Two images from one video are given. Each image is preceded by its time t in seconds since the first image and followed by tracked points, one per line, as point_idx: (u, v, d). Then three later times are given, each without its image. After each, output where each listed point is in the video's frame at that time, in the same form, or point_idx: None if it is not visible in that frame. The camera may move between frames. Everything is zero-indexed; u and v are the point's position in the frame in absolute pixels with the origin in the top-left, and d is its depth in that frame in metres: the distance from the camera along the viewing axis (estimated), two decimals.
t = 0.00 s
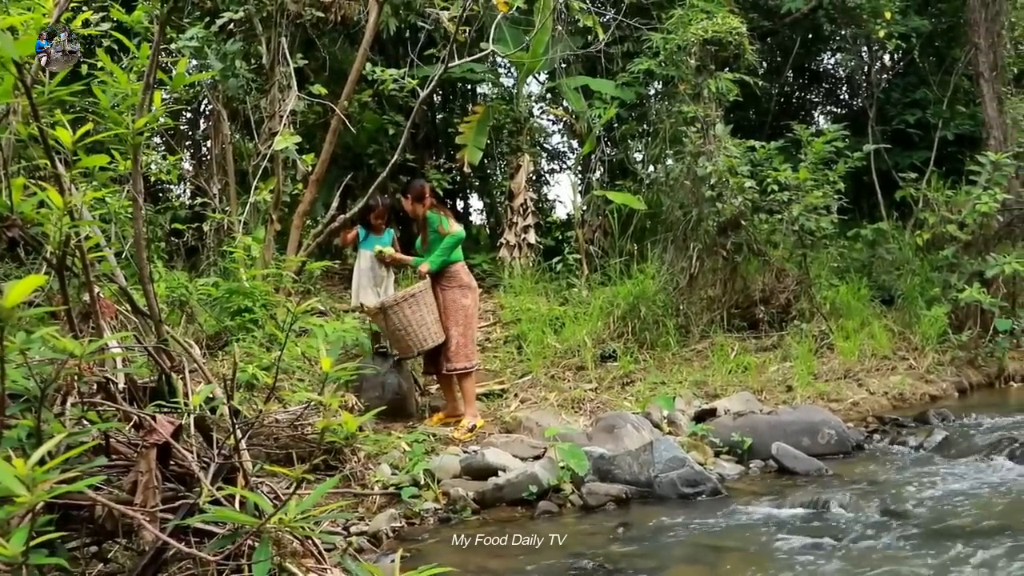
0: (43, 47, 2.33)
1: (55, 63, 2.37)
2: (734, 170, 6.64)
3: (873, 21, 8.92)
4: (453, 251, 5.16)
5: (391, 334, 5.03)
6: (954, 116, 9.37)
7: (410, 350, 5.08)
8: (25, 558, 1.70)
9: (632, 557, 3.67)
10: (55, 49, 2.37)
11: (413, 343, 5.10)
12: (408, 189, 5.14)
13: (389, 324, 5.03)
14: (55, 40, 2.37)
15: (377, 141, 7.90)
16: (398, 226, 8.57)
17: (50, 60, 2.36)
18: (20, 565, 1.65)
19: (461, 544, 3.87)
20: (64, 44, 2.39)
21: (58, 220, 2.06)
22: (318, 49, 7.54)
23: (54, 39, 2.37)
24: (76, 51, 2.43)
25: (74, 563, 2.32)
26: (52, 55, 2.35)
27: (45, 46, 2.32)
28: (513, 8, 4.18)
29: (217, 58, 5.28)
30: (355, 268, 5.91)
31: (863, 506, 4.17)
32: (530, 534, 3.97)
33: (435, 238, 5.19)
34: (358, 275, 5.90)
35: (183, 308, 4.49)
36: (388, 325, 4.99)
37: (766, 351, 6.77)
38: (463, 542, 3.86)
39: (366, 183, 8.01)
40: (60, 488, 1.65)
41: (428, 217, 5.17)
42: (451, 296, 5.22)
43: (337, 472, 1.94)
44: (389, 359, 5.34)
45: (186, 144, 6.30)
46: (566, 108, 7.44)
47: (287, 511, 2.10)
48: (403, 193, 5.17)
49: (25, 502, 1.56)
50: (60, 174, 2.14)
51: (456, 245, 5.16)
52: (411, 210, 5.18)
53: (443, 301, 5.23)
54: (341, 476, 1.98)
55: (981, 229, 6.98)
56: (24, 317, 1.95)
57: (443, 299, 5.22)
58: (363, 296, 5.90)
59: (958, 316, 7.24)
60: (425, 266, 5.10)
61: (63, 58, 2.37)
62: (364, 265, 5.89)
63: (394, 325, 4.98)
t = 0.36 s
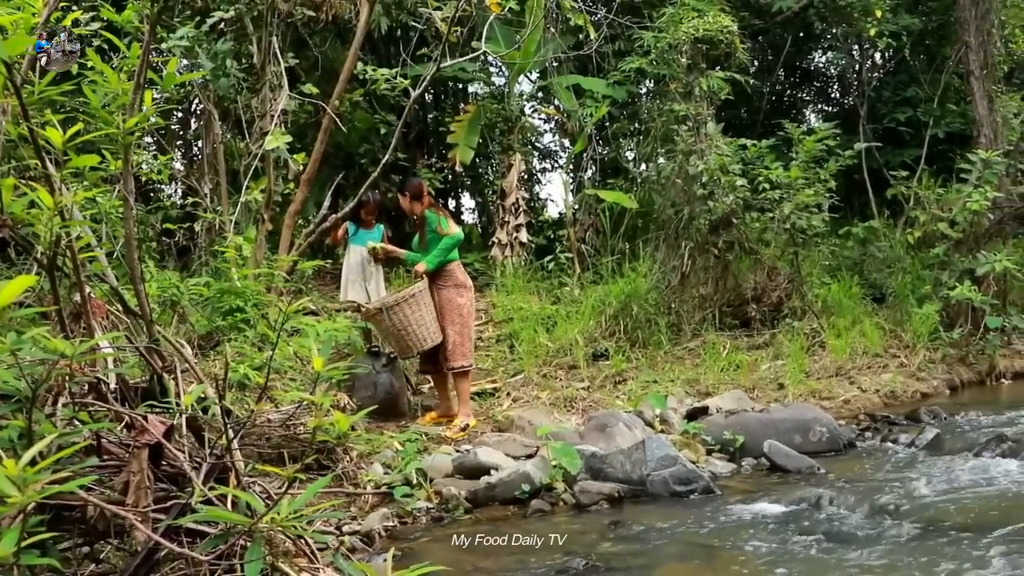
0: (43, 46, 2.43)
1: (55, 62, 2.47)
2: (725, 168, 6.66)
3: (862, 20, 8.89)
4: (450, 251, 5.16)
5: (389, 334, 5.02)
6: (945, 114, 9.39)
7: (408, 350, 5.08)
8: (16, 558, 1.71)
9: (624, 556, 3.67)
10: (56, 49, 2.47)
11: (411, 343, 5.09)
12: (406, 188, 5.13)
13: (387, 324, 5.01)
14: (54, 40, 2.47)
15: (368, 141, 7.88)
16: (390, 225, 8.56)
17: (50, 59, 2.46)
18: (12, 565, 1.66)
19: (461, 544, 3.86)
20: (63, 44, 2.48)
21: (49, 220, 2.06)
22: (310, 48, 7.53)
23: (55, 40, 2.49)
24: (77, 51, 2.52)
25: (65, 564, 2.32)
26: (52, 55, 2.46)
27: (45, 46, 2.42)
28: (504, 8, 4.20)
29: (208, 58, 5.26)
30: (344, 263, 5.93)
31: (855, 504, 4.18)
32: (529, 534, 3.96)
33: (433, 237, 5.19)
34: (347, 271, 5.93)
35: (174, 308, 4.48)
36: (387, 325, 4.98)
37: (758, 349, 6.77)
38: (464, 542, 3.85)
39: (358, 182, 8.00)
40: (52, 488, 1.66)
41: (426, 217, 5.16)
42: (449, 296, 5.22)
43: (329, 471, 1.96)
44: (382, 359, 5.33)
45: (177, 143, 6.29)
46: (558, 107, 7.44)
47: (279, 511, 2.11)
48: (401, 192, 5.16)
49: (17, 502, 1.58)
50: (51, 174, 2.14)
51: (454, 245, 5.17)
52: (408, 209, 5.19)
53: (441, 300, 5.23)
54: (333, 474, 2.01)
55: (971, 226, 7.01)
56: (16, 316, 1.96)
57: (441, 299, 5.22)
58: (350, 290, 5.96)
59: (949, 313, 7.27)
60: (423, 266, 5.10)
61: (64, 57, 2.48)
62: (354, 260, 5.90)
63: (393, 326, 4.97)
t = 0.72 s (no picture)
0: (41, 46, 2.41)
1: (54, 62, 2.44)
2: (720, 168, 6.67)
3: (856, 19, 9.04)
4: (447, 252, 5.18)
5: (384, 333, 5.00)
6: (939, 114, 9.41)
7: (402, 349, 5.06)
8: (10, 560, 1.71)
9: (619, 556, 3.67)
10: (55, 49, 2.43)
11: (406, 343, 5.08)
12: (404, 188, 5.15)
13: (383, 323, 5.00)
14: (55, 40, 2.44)
15: (363, 141, 7.87)
16: (386, 225, 8.55)
17: (50, 59, 2.43)
18: (5, 568, 1.66)
19: (461, 544, 3.87)
20: (63, 44, 2.45)
21: (43, 221, 2.05)
22: (304, 49, 7.52)
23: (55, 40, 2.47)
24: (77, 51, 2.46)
25: (61, 566, 2.32)
26: (52, 55, 2.43)
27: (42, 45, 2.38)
28: (497, 7, 4.21)
29: (203, 59, 5.24)
30: (339, 261, 5.87)
31: (849, 503, 4.19)
32: (529, 534, 3.97)
33: (430, 238, 5.21)
34: (342, 270, 5.87)
35: (169, 309, 4.47)
36: (383, 324, 4.97)
37: (753, 349, 6.79)
38: (463, 542, 3.86)
39: (354, 183, 8.00)
40: (46, 491, 1.65)
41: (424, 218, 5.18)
42: (445, 297, 5.22)
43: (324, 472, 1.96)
44: (377, 359, 5.32)
45: (172, 144, 6.28)
46: (553, 107, 7.45)
47: (274, 512, 2.11)
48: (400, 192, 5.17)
49: (11, 504, 1.57)
50: (44, 176, 2.14)
51: (451, 246, 5.18)
52: (407, 209, 5.21)
53: (437, 301, 5.23)
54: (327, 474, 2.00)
55: (966, 226, 7.03)
56: (11, 317, 1.96)
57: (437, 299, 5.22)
58: (343, 290, 5.89)
59: (944, 313, 7.29)
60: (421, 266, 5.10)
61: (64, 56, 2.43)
62: (348, 258, 5.85)
63: (388, 325, 4.96)
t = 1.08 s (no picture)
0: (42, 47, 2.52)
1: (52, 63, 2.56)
2: (717, 169, 6.67)
3: (855, 21, 8.92)
4: (445, 253, 5.18)
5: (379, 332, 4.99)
6: (935, 115, 9.46)
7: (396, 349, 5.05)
8: (7, 561, 1.71)
9: (616, 556, 3.68)
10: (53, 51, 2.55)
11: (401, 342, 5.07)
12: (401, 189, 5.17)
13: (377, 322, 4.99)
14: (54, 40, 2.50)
15: (361, 142, 7.87)
16: (383, 226, 8.54)
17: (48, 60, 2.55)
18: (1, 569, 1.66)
19: (461, 543, 3.88)
20: (60, 46, 2.58)
21: (39, 222, 2.05)
22: (301, 49, 7.52)
23: (52, 40, 2.58)
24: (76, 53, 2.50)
25: (58, 566, 2.33)
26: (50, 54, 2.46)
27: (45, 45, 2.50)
28: (495, 8, 4.22)
29: (199, 59, 5.24)
30: (340, 264, 5.89)
31: (846, 503, 4.20)
32: (529, 533, 3.98)
33: (427, 239, 5.22)
34: (344, 272, 5.88)
35: (166, 310, 4.46)
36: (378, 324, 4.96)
37: (750, 350, 6.79)
38: (464, 542, 3.87)
39: (351, 183, 8.00)
40: (44, 491, 1.65)
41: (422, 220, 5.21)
42: (440, 298, 5.22)
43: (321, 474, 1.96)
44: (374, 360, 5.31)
45: (169, 144, 6.28)
46: (550, 108, 7.46)
47: (271, 513, 2.12)
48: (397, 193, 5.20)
49: (8, 505, 1.57)
50: (40, 176, 2.13)
51: (449, 248, 5.19)
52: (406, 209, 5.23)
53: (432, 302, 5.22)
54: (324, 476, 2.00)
55: (963, 227, 7.05)
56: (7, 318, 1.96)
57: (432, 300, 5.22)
58: (346, 293, 5.87)
59: (940, 314, 7.30)
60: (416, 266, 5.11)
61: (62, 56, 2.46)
62: (351, 260, 5.86)
63: (383, 325, 4.95)
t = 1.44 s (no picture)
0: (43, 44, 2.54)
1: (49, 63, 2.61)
2: (712, 169, 6.69)
3: (849, 21, 8.99)
4: (441, 256, 5.18)
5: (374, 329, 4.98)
6: (930, 116, 9.48)
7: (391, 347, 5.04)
8: None
9: (612, 556, 3.68)
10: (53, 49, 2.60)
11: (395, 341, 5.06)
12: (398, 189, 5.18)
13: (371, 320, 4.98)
14: (54, 41, 2.50)
15: (356, 142, 7.85)
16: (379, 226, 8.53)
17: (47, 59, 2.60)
18: None
19: (461, 544, 3.88)
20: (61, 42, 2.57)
21: (33, 223, 2.04)
22: (297, 49, 7.51)
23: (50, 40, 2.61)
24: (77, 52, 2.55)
25: (52, 568, 2.32)
26: (51, 55, 2.47)
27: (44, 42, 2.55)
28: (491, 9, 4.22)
29: (194, 60, 5.23)
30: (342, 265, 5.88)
31: (840, 503, 4.20)
32: (529, 533, 3.98)
33: (424, 240, 5.23)
34: (344, 274, 5.89)
35: (161, 311, 4.45)
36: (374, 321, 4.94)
37: (746, 350, 6.80)
38: (463, 542, 3.87)
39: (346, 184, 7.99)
40: (36, 493, 1.64)
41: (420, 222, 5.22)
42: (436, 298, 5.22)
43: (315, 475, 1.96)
44: (369, 360, 5.31)
45: (164, 145, 6.26)
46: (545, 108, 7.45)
47: (265, 514, 2.13)
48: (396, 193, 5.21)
49: None
50: (34, 177, 2.12)
51: (447, 251, 5.19)
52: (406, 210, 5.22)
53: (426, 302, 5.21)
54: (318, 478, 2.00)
55: (958, 227, 7.11)
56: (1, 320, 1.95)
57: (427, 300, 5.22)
58: (350, 294, 5.89)
59: (935, 314, 7.31)
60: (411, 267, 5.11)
61: (62, 56, 2.48)
62: (352, 261, 5.86)
63: (379, 321, 4.94)
